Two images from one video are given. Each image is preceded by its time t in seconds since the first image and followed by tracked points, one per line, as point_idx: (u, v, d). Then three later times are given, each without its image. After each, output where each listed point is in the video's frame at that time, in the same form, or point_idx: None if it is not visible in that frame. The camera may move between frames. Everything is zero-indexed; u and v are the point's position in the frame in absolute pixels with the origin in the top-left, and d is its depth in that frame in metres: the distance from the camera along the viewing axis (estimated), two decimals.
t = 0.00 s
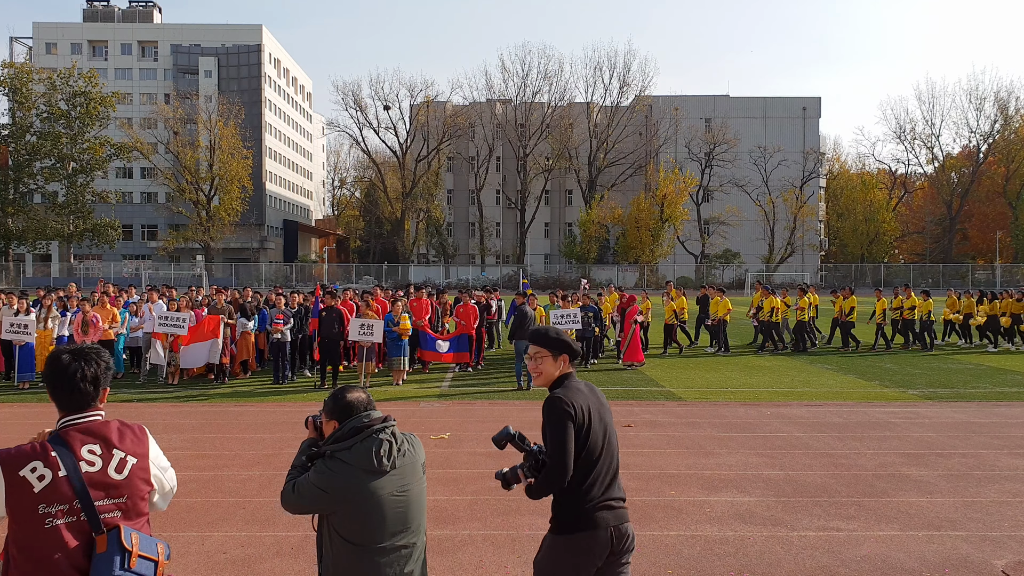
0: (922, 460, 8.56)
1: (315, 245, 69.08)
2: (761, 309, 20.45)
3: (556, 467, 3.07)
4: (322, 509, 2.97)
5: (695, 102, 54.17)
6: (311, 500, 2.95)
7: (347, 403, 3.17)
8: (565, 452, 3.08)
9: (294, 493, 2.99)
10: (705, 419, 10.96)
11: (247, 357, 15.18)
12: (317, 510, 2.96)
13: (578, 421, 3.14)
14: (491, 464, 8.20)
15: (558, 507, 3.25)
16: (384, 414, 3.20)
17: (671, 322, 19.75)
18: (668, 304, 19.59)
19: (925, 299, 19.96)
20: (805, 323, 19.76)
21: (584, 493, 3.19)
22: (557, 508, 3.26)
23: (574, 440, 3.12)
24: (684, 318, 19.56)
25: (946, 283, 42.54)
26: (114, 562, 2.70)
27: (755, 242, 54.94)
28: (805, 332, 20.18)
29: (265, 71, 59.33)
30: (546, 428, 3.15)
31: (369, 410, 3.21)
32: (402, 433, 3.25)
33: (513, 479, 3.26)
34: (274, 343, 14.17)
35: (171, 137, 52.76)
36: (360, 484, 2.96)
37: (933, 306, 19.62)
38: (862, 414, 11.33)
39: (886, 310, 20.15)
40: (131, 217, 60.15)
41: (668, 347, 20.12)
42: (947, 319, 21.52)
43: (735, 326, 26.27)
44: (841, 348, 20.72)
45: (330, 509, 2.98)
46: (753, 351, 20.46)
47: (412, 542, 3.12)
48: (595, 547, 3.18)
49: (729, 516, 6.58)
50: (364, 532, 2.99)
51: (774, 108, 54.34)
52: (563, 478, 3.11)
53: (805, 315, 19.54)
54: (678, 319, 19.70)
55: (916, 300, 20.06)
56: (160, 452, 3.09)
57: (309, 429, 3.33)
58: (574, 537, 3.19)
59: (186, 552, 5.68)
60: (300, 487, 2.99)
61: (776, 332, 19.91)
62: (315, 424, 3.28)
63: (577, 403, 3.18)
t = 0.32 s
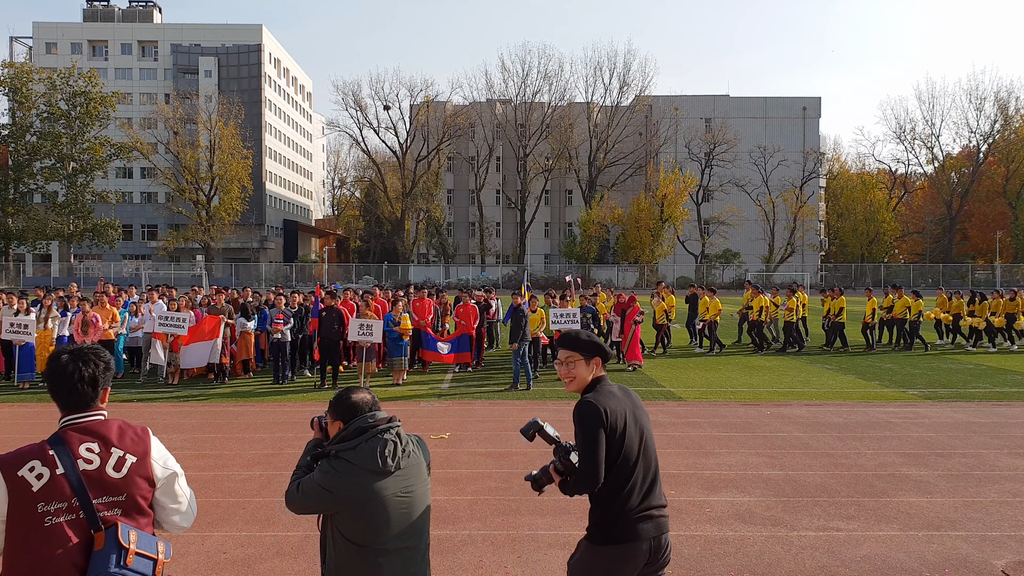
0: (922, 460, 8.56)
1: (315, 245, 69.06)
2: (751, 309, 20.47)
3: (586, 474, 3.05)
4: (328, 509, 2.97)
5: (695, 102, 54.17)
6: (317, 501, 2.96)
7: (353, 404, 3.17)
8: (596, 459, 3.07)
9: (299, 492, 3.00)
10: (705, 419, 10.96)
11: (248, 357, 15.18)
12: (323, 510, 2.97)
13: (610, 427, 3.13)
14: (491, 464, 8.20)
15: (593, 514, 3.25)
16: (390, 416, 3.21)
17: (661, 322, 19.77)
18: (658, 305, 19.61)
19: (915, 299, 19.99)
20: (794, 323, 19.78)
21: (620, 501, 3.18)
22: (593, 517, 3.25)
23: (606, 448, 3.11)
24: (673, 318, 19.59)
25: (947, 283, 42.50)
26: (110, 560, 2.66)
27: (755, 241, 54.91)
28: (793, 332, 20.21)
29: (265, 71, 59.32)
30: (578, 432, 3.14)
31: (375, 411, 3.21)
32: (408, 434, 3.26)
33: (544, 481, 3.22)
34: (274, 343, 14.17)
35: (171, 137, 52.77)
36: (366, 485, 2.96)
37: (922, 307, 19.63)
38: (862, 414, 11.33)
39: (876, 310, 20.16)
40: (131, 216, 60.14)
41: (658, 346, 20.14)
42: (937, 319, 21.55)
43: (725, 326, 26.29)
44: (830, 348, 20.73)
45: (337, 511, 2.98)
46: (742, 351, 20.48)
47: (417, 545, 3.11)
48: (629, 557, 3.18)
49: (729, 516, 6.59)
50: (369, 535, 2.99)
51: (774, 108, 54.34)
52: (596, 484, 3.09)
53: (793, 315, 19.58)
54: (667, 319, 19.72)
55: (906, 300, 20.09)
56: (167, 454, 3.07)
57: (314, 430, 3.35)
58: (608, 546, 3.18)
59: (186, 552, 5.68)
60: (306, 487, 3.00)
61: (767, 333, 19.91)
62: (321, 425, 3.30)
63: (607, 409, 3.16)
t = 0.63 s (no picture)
0: (922, 460, 8.56)
1: (315, 245, 69.07)
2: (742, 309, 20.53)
3: (590, 479, 3.04)
4: (328, 509, 2.97)
5: (695, 102, 54.22)
6: (319, 502, 2.96)
7: (356, 405, 3.16)
8: (599, 464, 3.05)
9: (301, 492, 3.00)
10: (705, 419, 10.96)
11: (248, 357, 15.19)
12: (324, 510, 2.97)
13: (611, 431, 3.12)
14: (491, 464, 8.21)
15: (596, 517, 3.25)
16: (393, 416, 3.20)
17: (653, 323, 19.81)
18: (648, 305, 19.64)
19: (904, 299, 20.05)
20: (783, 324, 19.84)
21: (623, 505, 3.19)
22: (594, 520, 3.26)
23: (609, 452, 3.10)
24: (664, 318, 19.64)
25: (947, 283, 42.49)
26: (116, 558, 2.63)
27: (755, 241, 54.90)
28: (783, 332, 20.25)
29: (265, 71, 59.33)
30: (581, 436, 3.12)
31: (377, 411, 3.21)
32: (410, 435, 3.25)
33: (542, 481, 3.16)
34: (274, 343, 14.17)
35: (171, 137, 52.78)
36: (368, 486, 2.95)
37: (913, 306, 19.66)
38: (863, 414, 11.32)
39: (866, 309, 20.22)
40: (131, 216, 60.15)
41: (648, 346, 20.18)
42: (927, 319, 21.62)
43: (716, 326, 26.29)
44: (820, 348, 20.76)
45: (338, 512, 2.98)
46: (731, 351, 20.51)
47: (420, 546, 3.11)
48: (634, 560, 3.18)
49: (729, 516, 6.58)
50: (370, 536, 2.98)
51: (774, 108, 54.36)
52: (599, 488, 3.09)
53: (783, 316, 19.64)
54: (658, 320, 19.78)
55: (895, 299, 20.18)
56: (179, 456, 3.05)
57: (318, 429, 3.35)
58: (612, 549, 3.19)
59: (187, 551, 5.69)
60: (308, 487, 2.99)
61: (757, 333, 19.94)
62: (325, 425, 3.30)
63: (609, 413, 3.15)
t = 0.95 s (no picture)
0: (922, 460, 8.55)
1: (314, 245, 69.04)
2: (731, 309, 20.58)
3: (595, 473, 3.05)
4: (331, 510, 2.97)
5: (695, 102, 54.22)
6: (322, 503, 2.96)
7: (361, 406, 3.18)
8: (610, 464, 3.05)
9: (304, 493, 3.00)
10: (705, 419, 10.95)
11: (249, 357, 15.20)
12: (327, 510, 2.97)
13: (624, 432, 3.12)
14: (492, 464, 8.20)
15: (592, 514, 3.26)
16: (398, 418, 3.20)
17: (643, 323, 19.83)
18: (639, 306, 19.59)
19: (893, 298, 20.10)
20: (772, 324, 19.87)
21: (625, 507, 3.19)
22: (593, 519, 3.25)
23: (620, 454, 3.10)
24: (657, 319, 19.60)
25: (947, 283, 42.46)
26: (134, 550, 2.65)
27: (755, 241, 54.90)
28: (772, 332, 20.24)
29: (265, 71, 59.35)
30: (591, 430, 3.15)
31: (381, 412, 3.21)
32: (414, 437, 3.25)
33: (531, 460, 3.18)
34: (274, 343, 14.18)
35: (171, 137, 52.80)
36: (372, 487, 2.95)
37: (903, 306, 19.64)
38: (863, 414, 11.32)
39: (855, 309, 20.26)
40: (131, 216, 60.14)
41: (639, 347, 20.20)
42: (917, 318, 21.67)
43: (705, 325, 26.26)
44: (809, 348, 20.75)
45: (342, 514, 2.98)
46: (720, 351, 20.49)
47: (424, 547, 3.11)
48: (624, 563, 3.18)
49: (729, 516, 6.58)
50: (373, 538, 2.98)
51: (774, 108, 54.37)
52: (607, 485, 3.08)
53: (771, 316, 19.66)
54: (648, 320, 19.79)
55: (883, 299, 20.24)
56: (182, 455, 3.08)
57: (322, 430, 3.36)
58: (604, 550, 3.18)
59: (187, 552, 5.68)
60: (310, 488, 3.00)
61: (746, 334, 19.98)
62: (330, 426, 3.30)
63: (623, 412, 3.16)
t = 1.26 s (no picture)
0: (922, 460, 8.55)
1: (315, 245, 69.01)
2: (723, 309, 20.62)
3: (628, 469, 3.09)
4: (336, 511, 2.97)
5: (695, 102, 54.25)
6: (326, 504, 2.96)
7: (363, 407, 3.16)
8: (640, 460, 3.08)
9: (307, 495, 3.00)
10: (705, 419, 10.96)
11: (250, 357, 15.19)
12: (329, 511, 2.97)
13: (653, 432, 3.16)
14: (492, 464, 8.21)
15: (607, 509, 3.27)
16: (401, 420, 3.19)
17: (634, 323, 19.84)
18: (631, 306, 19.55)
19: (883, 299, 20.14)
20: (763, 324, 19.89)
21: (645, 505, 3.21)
22: (611, 516, 3.24)
23: (649, 453, 3.13)
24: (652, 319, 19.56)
25: (947, 283, 42.46)
26: (120, 549, 2.67)
27: (755, 241, 54.90)
28: (762, 332, 20.28)
29: (265, 71, 59.34)
30: (620, 425, 3.18)
31: (384, 413, 3.21)
32: (418, 439, 3.24)
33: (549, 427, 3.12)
34: (274, 343, 14.18)
35: (171, 137, 52.81)
36: (374, 488, 2.95)
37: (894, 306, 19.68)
38: (863, 414, 11.32)
39: (846, 309, 20.28)
40: (131, 217, 60.15)
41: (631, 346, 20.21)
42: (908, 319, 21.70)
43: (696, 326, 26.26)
44: (799, 348, 20.78)
45: (346, 514, 2.99)
46: (711, 352, 20.51)
47: (428, 548, 3.11)
48: (636, 563, 3.20)
49: (729, 516, 6.58)
50: (377, 538, 2.98)
51: (774, 108, 54.39)
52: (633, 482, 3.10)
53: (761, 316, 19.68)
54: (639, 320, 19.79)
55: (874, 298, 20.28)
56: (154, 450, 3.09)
57: (326, 431, 3.35)
58: (620, 549, 3.18)
59: (187, 552, 5.69)
60: (314, 490, 3.00)
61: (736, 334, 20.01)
62: (333, 428, 3.29)
63: (651, 413, 3.21)
